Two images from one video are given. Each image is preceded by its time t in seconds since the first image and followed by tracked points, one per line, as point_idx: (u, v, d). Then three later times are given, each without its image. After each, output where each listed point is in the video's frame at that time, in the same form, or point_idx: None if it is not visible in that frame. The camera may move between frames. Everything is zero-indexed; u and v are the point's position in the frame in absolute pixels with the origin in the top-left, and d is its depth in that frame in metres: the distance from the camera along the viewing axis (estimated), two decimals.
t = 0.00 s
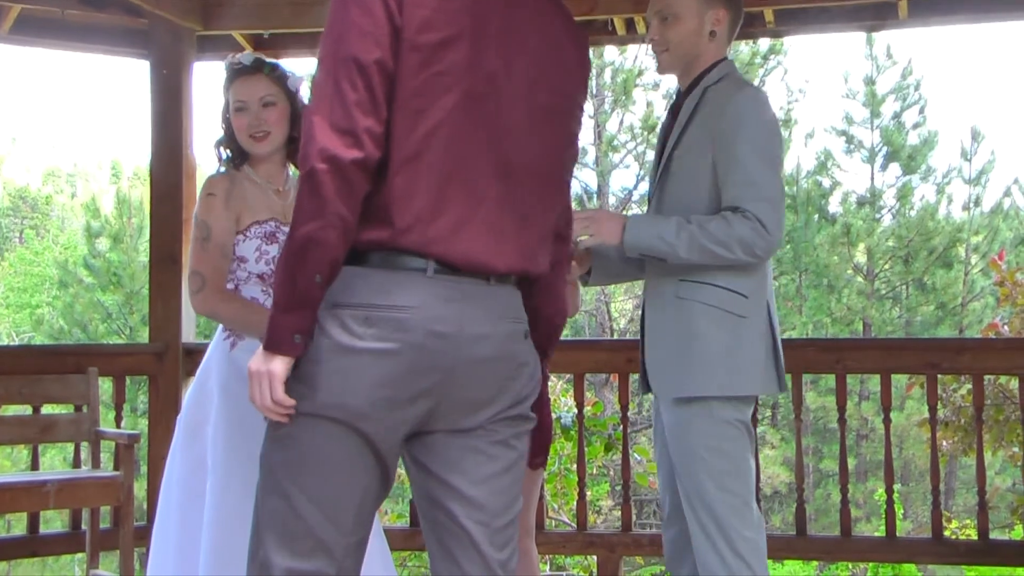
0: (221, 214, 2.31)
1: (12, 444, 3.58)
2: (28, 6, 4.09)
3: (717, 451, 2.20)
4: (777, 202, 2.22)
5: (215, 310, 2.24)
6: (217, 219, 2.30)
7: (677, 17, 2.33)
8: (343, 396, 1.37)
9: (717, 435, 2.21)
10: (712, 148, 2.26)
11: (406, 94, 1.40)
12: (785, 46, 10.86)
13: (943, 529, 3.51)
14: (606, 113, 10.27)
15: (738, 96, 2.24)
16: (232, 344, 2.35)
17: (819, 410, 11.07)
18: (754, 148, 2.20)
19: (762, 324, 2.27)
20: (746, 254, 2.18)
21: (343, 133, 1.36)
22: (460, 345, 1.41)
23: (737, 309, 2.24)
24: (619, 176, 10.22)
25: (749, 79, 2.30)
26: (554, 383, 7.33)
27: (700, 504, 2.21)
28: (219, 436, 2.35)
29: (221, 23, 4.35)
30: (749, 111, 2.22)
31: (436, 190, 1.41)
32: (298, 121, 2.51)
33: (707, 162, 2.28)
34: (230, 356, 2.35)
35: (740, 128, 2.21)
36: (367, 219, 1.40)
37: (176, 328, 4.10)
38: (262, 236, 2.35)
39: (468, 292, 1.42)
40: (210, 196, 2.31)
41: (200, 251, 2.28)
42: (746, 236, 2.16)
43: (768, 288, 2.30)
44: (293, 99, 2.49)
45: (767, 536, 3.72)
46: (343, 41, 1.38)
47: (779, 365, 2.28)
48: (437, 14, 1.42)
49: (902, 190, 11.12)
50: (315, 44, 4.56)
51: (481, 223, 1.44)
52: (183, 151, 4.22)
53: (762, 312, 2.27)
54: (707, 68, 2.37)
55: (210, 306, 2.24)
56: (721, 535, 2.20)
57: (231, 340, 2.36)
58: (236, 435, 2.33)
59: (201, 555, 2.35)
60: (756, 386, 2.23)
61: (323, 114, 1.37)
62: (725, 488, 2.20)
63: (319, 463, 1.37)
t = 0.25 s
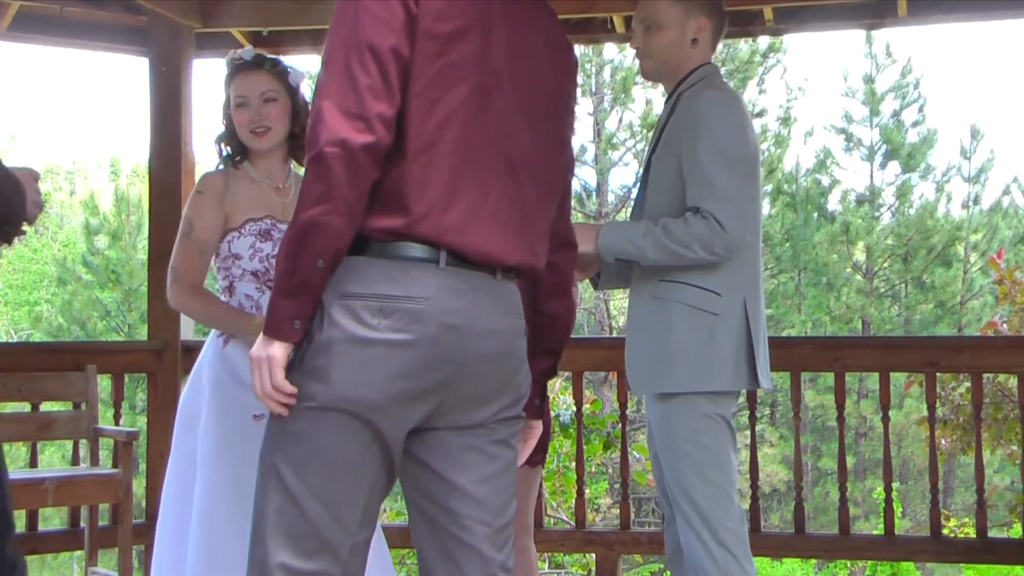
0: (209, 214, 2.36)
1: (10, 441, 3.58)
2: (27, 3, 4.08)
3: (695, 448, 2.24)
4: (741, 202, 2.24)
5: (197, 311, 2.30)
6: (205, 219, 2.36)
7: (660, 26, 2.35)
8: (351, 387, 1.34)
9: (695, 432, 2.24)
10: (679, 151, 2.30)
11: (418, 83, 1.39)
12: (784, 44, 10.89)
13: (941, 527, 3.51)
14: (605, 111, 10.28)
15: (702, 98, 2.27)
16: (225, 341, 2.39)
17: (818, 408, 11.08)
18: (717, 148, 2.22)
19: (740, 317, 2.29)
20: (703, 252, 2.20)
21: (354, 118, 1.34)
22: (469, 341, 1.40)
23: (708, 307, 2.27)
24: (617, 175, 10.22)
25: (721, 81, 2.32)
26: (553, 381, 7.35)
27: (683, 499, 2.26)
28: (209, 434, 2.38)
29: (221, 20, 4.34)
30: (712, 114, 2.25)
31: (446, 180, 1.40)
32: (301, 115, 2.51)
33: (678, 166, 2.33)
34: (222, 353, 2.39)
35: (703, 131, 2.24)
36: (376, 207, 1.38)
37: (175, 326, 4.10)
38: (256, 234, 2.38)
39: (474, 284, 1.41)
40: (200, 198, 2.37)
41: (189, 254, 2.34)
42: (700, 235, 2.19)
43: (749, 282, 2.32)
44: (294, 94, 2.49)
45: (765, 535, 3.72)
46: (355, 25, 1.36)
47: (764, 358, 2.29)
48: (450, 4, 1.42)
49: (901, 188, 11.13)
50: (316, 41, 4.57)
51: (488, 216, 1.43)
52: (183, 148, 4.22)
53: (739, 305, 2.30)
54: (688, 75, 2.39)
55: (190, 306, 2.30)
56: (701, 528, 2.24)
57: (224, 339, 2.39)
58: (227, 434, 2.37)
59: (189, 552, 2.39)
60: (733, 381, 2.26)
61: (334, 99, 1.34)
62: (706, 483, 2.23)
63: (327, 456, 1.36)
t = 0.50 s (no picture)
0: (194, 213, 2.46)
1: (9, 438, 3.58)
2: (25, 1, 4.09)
3: (668, 437, 2.26)
4: (730, 203, 2.24)
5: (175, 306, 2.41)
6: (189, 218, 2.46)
7: (646, 33, 2.37)
8: (360, 387, 1.35)
9: (672, 424, 2.26)
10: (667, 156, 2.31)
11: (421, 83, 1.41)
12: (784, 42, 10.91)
13: (940, 525, 3.52)
14: (604, 108, 10.29)
15: (684, 100, 2.28)
16: (217, 338, 2.44)
17: (817, 406, 11.08)
18: (704, 150, 2.23)
19: (733, 314, 2.28)
20: (695, 252, 2.20)
21: (364, 116, 1.34)
22: (471, 338, 1.42)
23: (704, 304, 2.26)
24: (617, 173, 10.22)
25: (703, 81, 2.34)
26: (552, 378, 7.35)
27: (647, 485, 2.28)
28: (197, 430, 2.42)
29: (220, 17, 4.35)
30: (697, 116, 2.26)
31: (449, 179, 1.42)
32: (297, 110, 2.55)
33: (667, 170, 2.33)
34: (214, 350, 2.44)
35: (689, 133, 2.25)
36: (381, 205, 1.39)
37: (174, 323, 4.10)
38: (244, 231, 2.45)
39: (473, 282, 1.43)
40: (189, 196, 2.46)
41: (176, 253, 2.45)
42: (692, 237, 2.19)
43: (743, 278, 2.31)
44: (290, 87, 2.53)
45: (765, 533, 3.72)
46: (362, 24, 1.36)
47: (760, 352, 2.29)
48: (451, 3, 1.44)
49: (900, 186, 11.13)
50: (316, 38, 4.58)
51: (487, 215, 1.45)
52: (181, 145, 4.23)
53: (732, 302, 2.29)
54: (672, 80, 2.40)
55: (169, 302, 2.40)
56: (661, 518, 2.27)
57: (216, 337, 2.45)
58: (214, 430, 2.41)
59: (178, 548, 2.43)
60: (727, 378, 2.26)
61: (343, 97, 1.34)
62: (670, 474, 2.26)
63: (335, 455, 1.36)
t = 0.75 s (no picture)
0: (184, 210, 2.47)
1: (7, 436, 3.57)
2: None
3: (658, 434, 2.27)
4: (727, 193, 2.26)
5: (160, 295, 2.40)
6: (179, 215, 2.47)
7: (635, 36, 2.38)
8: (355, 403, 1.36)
9: (662, 420, 2.27)
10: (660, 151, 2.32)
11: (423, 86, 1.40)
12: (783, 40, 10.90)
13: (939, 524, 3.52)
14: (603, 107, 10.29)
15: (678, 96, 2.29)
16: (208, 339, 2.47)
17: (816, 404, 11.09)
18: (704, 140, 2.25)
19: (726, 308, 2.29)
20: (697, 240, 2.21)
21: (394, 123, 1.34)
22: (452, 345, 1.44)
23: (699, 295, 2.27)
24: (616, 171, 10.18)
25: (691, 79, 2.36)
26: (551, 377, 7.35)
27: (634, 480, 2.29)
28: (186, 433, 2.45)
29: (219, 16, 4.35)
30: (689, 111, 2.27)
31: (432, 185, 1.43)
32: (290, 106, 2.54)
33: (659, 166, 2.34)
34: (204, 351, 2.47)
35: (680, 123, 2.26)
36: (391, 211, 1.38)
37: (173, 321, 4.09)
38: (231, 232, 2.45)
39: (446, 286, 1.45)
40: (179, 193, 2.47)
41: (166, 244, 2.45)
42: (693, 224, 2.20)
43: (737, 273, 2.32)
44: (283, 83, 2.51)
45: (763, 531, 3.72)
46: (379, 24, 1.35)
47: (753, 347, 2.30)
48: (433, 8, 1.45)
49: (899, 184, 11.09)
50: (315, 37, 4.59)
51: (461, 220, 1.46)
52: (179, 144, 4.23)
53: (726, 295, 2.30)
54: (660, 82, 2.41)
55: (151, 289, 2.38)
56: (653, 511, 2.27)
57: (210, 336, 2.48)
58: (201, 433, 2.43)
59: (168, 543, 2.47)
60: (718, 369, 2.27)
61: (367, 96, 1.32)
62: (655, 469, 2.27)
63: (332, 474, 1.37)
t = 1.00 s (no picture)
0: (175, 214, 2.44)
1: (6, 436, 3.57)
2: None
3: (656, 436, 2.27)
4: (711, 192, 2.25)
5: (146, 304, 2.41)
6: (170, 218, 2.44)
7: (630, 34, 2.38)
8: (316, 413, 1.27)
9: (658, 420, 2.27)
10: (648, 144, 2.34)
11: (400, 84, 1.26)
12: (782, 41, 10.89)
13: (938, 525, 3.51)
14: (602, 107, 10.30)
15: (670, 94, 2.29)
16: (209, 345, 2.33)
17: (814, 405, 11.10)
18: (686, 139, 2.25)
19: (711, 306, 2.30)
20: (674, 237, 2.22)
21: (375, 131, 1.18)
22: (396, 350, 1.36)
23: (681, 294, 2.28)
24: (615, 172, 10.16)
25: (688, 78, 2.36)
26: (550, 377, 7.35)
27: (644, 489, 2.29)
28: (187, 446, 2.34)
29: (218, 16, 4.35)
30: (680, 109, 2.27)
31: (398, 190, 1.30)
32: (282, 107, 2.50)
33: (647, 160, 2.37)
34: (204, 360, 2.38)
35: (669, 123, 2.26)
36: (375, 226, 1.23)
37: (171, 322, 4.09)
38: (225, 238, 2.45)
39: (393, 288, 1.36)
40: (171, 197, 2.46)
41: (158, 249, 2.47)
42: (671, 222, 2.21)
43: (722, 272, 2.33)
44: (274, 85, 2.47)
45: (762, 532, 3.72)
46: (354, 27, 1.19)
47: (738, 346, 2.29)
48: None
49: (898, 186, 11.08)
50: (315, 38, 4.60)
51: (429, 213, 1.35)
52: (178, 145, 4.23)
53: (710, 294, 2.31)
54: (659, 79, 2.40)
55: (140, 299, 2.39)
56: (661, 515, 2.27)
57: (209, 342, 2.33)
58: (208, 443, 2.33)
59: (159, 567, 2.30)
60: (704, 369, 2.27)
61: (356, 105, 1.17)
62: (663, 474, 2.26)
63: (306, 486, 1.29)
